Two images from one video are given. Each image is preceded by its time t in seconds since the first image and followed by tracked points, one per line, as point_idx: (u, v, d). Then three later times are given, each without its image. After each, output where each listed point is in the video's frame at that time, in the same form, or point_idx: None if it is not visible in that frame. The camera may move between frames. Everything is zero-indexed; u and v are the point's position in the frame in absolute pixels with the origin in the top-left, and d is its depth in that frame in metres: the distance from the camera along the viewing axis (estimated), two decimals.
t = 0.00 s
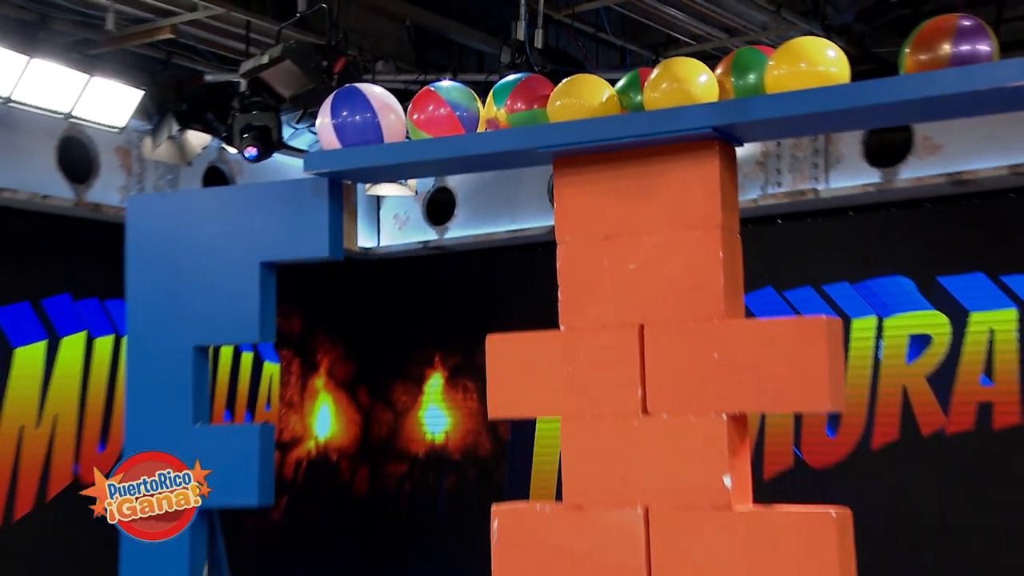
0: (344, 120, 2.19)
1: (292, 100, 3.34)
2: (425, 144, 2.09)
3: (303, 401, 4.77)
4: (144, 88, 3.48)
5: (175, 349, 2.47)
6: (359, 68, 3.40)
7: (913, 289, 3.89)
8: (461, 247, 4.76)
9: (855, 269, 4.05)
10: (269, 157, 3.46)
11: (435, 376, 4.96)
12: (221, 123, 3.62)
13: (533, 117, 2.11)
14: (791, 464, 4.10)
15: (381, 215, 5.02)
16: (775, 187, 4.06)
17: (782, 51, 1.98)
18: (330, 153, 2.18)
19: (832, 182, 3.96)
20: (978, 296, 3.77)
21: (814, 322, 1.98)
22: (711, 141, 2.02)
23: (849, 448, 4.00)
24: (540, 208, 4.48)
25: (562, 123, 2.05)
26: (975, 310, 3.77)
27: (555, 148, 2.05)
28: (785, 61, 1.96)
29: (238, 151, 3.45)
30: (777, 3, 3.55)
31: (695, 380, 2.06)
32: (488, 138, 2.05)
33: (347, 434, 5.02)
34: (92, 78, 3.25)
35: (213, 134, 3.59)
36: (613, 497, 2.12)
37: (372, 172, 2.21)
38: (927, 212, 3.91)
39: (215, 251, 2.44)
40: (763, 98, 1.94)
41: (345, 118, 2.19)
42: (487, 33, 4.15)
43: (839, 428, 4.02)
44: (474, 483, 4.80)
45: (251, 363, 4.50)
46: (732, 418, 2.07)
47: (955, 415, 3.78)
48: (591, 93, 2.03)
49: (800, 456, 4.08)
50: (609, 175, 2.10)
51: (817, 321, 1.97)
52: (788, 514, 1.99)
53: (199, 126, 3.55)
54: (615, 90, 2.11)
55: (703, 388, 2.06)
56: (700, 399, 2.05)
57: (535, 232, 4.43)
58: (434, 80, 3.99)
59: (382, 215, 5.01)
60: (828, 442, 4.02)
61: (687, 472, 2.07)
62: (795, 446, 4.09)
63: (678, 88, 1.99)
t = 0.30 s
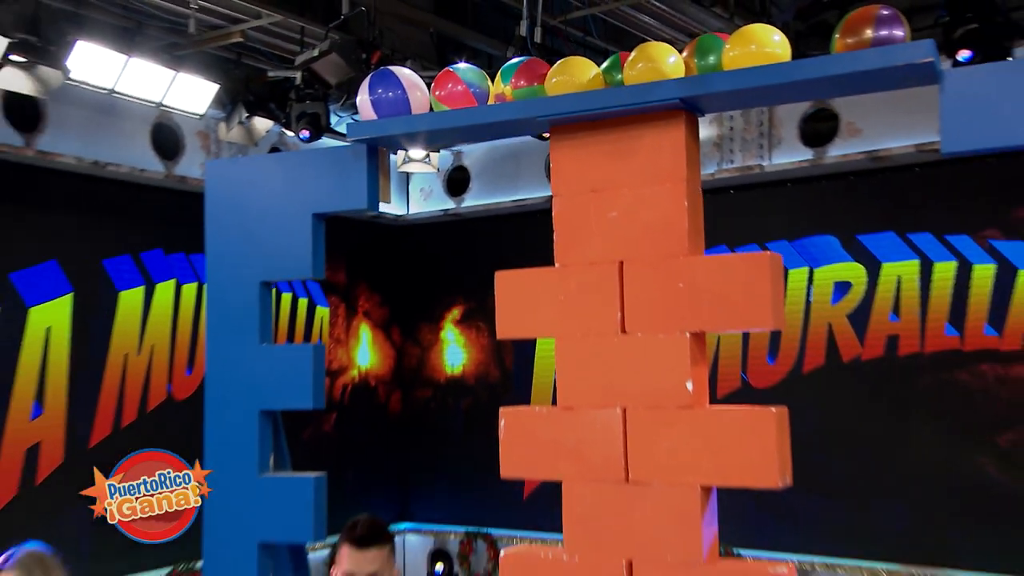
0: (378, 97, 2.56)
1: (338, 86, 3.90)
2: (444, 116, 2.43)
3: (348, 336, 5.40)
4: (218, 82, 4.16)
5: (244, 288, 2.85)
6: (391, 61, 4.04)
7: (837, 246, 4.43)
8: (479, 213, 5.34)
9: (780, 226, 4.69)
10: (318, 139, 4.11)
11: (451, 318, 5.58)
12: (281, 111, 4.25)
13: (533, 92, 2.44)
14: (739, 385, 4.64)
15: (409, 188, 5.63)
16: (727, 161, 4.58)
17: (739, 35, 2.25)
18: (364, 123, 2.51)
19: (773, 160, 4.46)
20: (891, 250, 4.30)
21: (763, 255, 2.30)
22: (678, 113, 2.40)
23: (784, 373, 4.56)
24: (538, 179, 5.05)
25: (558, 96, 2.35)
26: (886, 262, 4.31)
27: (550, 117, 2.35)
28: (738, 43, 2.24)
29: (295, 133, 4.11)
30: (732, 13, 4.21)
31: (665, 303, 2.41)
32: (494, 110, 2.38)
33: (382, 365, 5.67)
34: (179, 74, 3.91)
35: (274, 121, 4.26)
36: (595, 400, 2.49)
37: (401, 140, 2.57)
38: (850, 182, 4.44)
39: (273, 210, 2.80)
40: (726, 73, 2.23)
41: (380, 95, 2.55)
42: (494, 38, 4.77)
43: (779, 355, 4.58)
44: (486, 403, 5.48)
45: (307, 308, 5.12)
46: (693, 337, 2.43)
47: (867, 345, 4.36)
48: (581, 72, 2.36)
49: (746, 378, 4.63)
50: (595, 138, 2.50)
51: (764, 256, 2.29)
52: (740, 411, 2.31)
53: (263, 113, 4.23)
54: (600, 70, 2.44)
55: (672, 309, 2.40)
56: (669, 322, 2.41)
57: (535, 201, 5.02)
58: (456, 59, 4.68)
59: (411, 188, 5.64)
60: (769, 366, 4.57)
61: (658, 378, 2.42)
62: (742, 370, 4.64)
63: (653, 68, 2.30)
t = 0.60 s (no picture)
0: (409, 92, 3.19)
1: (373, 88, 4.42)
2: (463, 105, 3.05)
3: (379, 300, 6.01)
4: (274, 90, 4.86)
5: (295, 250, 3.45)
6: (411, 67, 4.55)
7: (783, 225, 4.87)
8: (491, 200, 5.95)
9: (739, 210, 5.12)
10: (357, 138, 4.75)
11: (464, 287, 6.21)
12: (325, 114, 4.95)
13: (533, 86, 3.04)
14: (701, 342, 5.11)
15: (431, 179, 6.30)
16: (693, 154, 4.95)
17: (703, 38, 2.78)
18: (395, 113, 3.18)
19: (731, 154, 4.88)
20: (828, 227, 4.72)
21: (724, 216, 2.73)
22: (654, 100, 2.88)
23: (738, 331, 4.99)
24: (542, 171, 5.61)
25: (555, 88, 2.96)
26: (822, 238, 4.73)
27: (547, 107, 2.98)
28: (705, 43, 2.78)
29: (336, 131, 4.76)
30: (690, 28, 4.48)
31: (642, 257, 2.87)
32: (504, 101, 3.00)
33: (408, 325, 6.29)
34: (242, 83, 4.59)
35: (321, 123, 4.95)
36: (584, 340, 2.98)
37: (429, 125, 3.19)
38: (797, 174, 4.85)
39: (324, 185, 3.40)
40: (692, 70, 2.77)
41: (407, 89, 3.18)
42: (498, 55, 5.41)
43: (736, 313, 5.01)
44: (496, 357, 6.08)
45: (346, 279, 5.73)
46: (667, 289, 2.88)
47: (808, 304, 4.77)
48: (572, 69, 2.97)
49: (707, 336, 5.08)
50: (586, 123, 3.00)
51: (725, 219, 2.72)
52: (706, 348, 2.80)
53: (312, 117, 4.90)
54: (589, 68, 2.98)
55: (648, 264, 2.86)
56: (647, 277, 2.86)
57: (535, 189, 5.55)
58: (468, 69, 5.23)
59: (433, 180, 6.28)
60: (726, 325, 5.02)
61: (636, 319, 2.88)
62: (703, 329, 5.08)
63: (633, 63, 2.84)
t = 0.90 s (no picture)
0: (431, 100, 3.80)
1: (400, 102, 5.06)
2: (477, 110, 3.67)
3: (403, 284, 6.73)
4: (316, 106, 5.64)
5: (334, 236, 4.03)
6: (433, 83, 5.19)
7: (743, 221, 5.39)
8: (501, 200, 6.63)
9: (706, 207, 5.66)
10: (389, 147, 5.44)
11: (475, 273, 6.89)
12: (359, 127, 5.63)
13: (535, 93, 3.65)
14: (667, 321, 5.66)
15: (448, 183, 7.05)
16: (666, 162, 5.55)
17: (677, 53, 3.33)
18: (419, 118, 3.80)
19: (699, 161, 5.45)
20: (779, 222, 5.24)
21: (696, 201, 3.26)
22: (636, 105, 3.47)
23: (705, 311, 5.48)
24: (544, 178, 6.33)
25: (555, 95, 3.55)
26: (776, 231, 5.25)
27: (548, 110, 3.58)
28: (678, 57, 3.32)
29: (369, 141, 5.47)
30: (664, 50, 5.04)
31: (624, 238, 3.46)
32: (511, 105, 3.59)
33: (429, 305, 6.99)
34: (291, 100, 5.41)
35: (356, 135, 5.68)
36: (576, 307, 3.57)
37: (448, 127, 3.79)
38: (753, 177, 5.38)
39: (358, 181, 3.97)
40: (668, 77, 3.32)
41: (429, 97, 3.80)
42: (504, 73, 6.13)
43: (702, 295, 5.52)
44: (503, 333, 6.75)
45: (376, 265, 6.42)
46: (647, 263, 3.44)
47: (762, 286, 5.31)
48: (567, 79, 3.55)
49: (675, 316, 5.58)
50: (579, 124, 3.61)
51: (696, 204, 3.26)
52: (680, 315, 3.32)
53: (348, 130, 5.63)
54: (581, 78, 3.58)
55: (630, 242, 3.43)
56: (630, 254, 3.43)
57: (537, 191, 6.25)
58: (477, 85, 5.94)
59: (450, 185, 7.05)
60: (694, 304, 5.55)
61: (619, 288, 3.46)
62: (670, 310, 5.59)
63: (619, 73, 3.41)
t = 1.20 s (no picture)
0: (447, 111, 4.46)
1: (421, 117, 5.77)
2: (487, 119, 4.33)
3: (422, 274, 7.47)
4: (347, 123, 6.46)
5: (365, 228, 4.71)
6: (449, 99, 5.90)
7: (712, 220, 5.99)
8: (508, 205, 7.38)
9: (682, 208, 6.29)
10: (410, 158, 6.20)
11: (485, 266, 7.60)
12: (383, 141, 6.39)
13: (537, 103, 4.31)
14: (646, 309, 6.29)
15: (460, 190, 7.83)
16: (646, 171, 6.14)
17: (657, 70, 3.97)
18: (437, 125, 4.46)
19: (676, 170, 6.07)
20: (742, 221, 5.84)
21: (672, 196, 3.86)
22: (622, 113, 4.11)
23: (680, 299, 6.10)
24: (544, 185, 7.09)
25: (554, 104, 4.20)
26: (740, 230, 5.84)
27: (547, 117, 4.24)
28: (657, 72, 3.96)
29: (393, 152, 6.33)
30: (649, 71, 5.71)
31: (614, 225, 4.07)
32: (517, 112, 4.24)
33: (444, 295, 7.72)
34: (327, 118, 6.20)
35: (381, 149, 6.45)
36: (572, 286, 4.18)
37: (463, 133, 4.46)
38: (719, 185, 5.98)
39: (384, 182, 4.66)
40: (649, 88, 3.95)
41: (446, 108, 4.46)
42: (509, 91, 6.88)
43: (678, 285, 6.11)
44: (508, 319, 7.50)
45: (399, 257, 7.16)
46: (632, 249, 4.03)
47: (728, 276, 5.91)
48: (564, 91, 4.20)
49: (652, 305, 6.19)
50: (573, 130, 4.27)
51: (673, 198, 3.85)
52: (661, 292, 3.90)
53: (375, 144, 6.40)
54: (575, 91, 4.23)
55: (619, 228, 4.04)
56: (617, 240, 4.04)
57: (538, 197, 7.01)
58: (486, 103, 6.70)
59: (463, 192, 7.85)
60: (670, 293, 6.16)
61: (607, 269, 4.07)
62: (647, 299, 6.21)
63: (608, 85, 4.05)
